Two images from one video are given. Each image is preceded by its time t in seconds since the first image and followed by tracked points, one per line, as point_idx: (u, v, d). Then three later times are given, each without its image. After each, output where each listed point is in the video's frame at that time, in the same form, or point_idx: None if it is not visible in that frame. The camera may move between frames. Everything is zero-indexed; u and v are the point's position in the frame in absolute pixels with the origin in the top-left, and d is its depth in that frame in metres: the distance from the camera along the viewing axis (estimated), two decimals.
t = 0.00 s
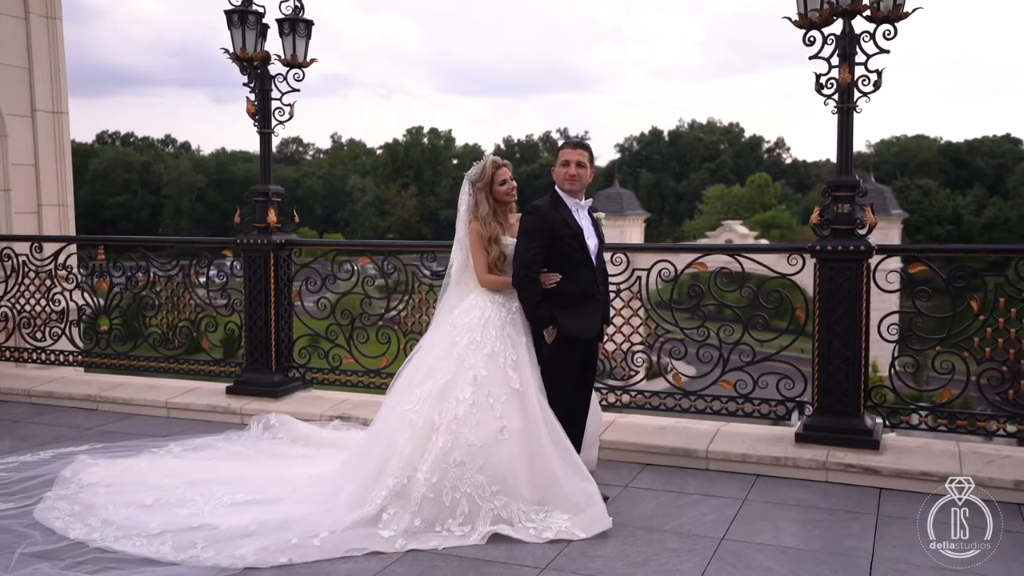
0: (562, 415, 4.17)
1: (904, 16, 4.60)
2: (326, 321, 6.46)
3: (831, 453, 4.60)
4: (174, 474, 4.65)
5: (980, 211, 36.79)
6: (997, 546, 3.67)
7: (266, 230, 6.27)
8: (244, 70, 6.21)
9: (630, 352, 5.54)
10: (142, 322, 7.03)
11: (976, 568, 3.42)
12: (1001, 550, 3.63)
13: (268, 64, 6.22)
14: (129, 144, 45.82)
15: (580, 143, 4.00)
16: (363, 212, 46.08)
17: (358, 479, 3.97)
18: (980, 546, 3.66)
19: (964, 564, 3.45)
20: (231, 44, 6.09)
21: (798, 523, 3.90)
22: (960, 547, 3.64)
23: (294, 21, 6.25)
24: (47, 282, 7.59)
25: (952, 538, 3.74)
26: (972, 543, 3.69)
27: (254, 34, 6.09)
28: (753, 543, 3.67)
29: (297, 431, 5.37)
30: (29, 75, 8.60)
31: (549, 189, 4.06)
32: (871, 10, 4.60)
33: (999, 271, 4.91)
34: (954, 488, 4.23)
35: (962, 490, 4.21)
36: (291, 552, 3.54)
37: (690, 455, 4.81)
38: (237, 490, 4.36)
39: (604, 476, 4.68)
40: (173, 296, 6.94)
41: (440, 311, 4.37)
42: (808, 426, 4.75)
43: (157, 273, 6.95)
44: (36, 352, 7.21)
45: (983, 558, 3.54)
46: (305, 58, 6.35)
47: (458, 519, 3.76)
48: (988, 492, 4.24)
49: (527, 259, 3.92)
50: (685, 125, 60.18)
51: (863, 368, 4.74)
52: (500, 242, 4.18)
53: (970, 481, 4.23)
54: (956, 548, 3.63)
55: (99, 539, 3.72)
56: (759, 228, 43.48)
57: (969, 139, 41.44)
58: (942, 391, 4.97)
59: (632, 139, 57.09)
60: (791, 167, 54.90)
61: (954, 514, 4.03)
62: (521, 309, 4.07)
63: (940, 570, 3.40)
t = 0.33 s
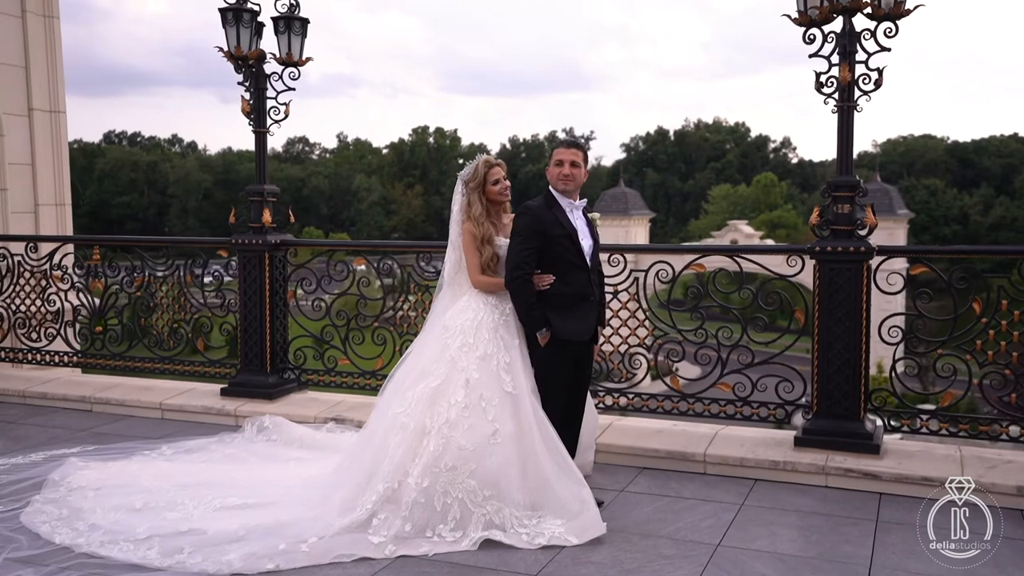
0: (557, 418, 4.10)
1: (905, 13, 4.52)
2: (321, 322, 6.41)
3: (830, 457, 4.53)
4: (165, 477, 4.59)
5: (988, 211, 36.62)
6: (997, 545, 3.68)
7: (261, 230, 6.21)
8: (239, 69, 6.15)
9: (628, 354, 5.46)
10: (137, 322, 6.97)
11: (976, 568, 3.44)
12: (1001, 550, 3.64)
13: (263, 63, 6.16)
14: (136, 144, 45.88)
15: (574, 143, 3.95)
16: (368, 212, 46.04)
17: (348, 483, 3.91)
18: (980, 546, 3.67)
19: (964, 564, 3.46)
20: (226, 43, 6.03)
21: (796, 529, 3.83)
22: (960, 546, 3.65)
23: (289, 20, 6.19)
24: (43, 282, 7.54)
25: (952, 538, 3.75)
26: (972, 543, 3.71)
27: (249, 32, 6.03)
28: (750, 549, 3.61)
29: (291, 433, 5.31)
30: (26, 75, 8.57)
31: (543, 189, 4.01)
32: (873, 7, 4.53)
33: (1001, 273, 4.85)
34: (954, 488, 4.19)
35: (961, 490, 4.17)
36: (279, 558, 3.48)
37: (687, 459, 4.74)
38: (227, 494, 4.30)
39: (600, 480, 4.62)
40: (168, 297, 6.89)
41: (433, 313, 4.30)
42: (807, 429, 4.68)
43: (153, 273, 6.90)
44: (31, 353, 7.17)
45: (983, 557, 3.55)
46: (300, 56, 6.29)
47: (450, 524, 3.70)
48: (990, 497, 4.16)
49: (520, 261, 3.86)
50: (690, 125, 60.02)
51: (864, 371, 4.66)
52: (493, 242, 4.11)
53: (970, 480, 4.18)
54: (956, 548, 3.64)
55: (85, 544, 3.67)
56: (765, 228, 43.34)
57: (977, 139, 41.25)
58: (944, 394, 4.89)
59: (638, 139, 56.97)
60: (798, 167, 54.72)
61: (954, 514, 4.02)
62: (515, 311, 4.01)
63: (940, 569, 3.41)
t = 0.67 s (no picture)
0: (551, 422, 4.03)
1: (907, 10, 4.44)
2: (317, 323, 6.36)
3: (830, 462, 4.46)
4: (156, 481, 4.53)
5: (997, 211, 36.42)
6: (998, 544, 3.69)
7: (256, 230, 6.15)
8: (235, 67, 6.09)
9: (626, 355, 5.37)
10: (132, 323, 6.91)
11: (976, 568, 3.43)
12: (1001, 550, 3.63)
13: (259, 62, 6.09)
14: (143, 144, 45.97)
15: (569, 141, 3.87)
16: (374, 212, 46.00)
17: (338, 487, 3.84)
18: (980, 546, 3.67)
19: (963, 563, 3.45)
20: (221, 41, 5.98)
21: (794, 536, 3.76)
22: (960, 546, 3.65)
23: (285, 18, 6.14)
24: (39, 283, 7.50)
25: (952, 538, 3.75)
26: (972, 543, 3.70)
27: (244, 31, 5.97)
28: (747, 556, 3.53)
29: (285, 436, 5.25)
30: (24, 73, 8.53)
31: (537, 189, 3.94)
32: (874, 4, 4.45)
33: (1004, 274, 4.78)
34: (954, 488, 4.12)
35: (961, 491, 4.11)
36: (266, 564, 3.42)
37: (685, 463, 4.67)
38: (217, 498, 4.24)
39: (596, 484, 4.55)
40: (164, 297, 6.84)
41: (426, 314, 4.24)
42: (807, 433, 4.60)
43: (148, 273, 6.84)
44: (27, 354, 7.12)
45: (983, 557, 3.54)
46: (296, 55, 6.23)
47: (440, 530, 3.63)
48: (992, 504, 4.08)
49: (513, 261, 3.79)
50: (696, 125, 59.90)
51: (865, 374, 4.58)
52: (486, 243, 4.05)
53: (970, 481, 4.13)
54: (955, 548, 3.63)
55: (71, 549, 3.61)
56: (772, 228, 43.17)
57: (986, 139, 41.04)
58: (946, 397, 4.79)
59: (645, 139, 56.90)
60: (805, 167, 54.56)
61: (953, 514, 4.00)
62: (508, 313, 3.94)
63: (940, 569, 3.40)
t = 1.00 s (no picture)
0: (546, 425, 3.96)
1: (911, 7, 4.36)
2: (315, 324, 6.32)
3: (831, 466, 4.38)
4: (149, 483, 4.49)
5: (1009, 212, 36.18)
6: (997, 545, 3.69)
7: (253, 230, 6.10)
8: (232, 66, 6.04)
9: (625, 357, 5.28)
10: (129, 324, 6.87)
11: (976, 569, 3.44)
12: (1002, 550, 3.65)
13: (256, 60, 6.04)
14: (153, 143, 46.13)
15: (564, 140, 3.81)
16: (383, 212, 45.98)
17: (330, 491, 3.78)
18: (981, 547, 3.67)
19: (965, 564, 3.46)
20: (218, 39, 5.92)
21: (793, 543, 3.69)
22: (960, 546, 3.65)
23: (282, 16, 6.08)
24: (37, 283, 7.47)
25: (952, 538, 3.75)
26: (973, 543, 3.71)
27: (241, 29, 5.92)
28: (744, 564, 3.46)
29: (280, 438, 5.20)
30: (24, 73, 8.52)
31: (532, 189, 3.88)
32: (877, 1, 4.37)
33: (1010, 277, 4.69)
34: (954, 488, 4.07)
35: (961, 490, 4.06)
36: (253, 570, 3.36)
37: (684, 467, 4.60)
38: (207, 501, 4.18)
39: (593, 489, 4.48)
40: (161, 297, 6.79)
41: (421, 315, 4.17)
42: (808, 437, 4.52)
43: (145, 274, 6.80)
44: (24, 354, 7.09)
45: (983, 557, 3.55)
46: (294, 53, 6.17)
47: (433, 535, 3.56)
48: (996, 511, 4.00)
49: (507, 262, 3.73)
50: (705, 125, 59.72)
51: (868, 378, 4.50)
52: (481, 243, 3.98)
53: (969, 481, 4.10)
54: (955, 548, 3.64)
55: (57, 554, 3.56)
56: (782, 228, 42.97)
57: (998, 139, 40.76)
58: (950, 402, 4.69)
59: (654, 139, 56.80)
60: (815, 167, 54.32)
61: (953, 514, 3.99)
62: (502, 315, 3.88)
63: (940, 570, 3.41)
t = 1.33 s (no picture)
0: (543, 430, 3.90)
1: (917, 4, 4.27)
2: (313, 324, 6.29)
3: (835, 472, 4.29)
4: (143, 486, 4.44)
5: None
6: (997, 546, 3.69)
7: (252, 231, 6.05)
8: (232, 65, 5.99)
9: (626, 361, 5.20)
10: (129, 325, 6.84)
11: (976, 568, 3.44)
12: (1001, 550, 3.66)
13: (255, 59, 5.98)
14: (168, 143, 46.36)
15: (561, 140, 3.74)
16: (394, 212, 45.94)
17: (322, 496, 3.72)
18: (980, 547, 3.68)
19: (965, 564, 3.46)
20: (216, 38, 5.87)
21: (794, 550, 3.61)
22: (960, 546, 3.66)
23: (282, 15, 6.03)
24: (38, 283, 7.44)
25: (952, 538, 3.76)
26: (973, 543, 3.72)
27: (240, 28, 5.87)
28: (743, 572, 3.39)
29: (278, 440, 5.16)
30: (27, 73, 8.50)
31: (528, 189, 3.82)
32: None
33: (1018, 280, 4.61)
34: (954, 488, 4.01)
35: (961, 490, 4.00)
36: None
37: (685, 472, 4.52)
38: (200, 505, 4.13)
39: (591, 494, 4.40)
40: (161, 298, 6.75)
41: (416, 318, 4.12)
42: (811, 442, 4.44)
43: (145, 274, 6.76)
44: (25, 355, 7.07)
45: (983, 557, 3.56)
46: (293, 52, 6.11)
47: (426, 541, 3.50)
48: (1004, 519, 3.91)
49: (502, 264, 3.66)
50: (717, 126, 59.47)
51: (872, 382, 4.41)
52: (477, 244, 3.92)
53: (970, 481, 4.07)
54: (956, 548, 3.64)
55: (45, 559, 3.51)
56: (794, 228, 42.72)
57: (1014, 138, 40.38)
58: (955, 407, 4.58)
59: (665, 139, 56.64)
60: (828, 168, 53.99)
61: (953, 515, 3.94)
62: (498, 317, 3.81)
63: (940, 569, 3.42)
